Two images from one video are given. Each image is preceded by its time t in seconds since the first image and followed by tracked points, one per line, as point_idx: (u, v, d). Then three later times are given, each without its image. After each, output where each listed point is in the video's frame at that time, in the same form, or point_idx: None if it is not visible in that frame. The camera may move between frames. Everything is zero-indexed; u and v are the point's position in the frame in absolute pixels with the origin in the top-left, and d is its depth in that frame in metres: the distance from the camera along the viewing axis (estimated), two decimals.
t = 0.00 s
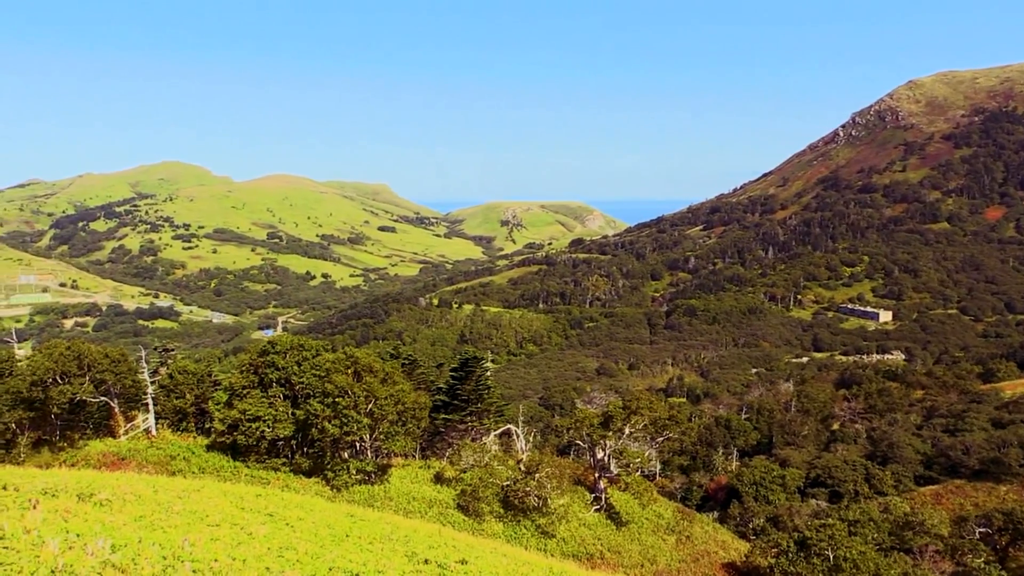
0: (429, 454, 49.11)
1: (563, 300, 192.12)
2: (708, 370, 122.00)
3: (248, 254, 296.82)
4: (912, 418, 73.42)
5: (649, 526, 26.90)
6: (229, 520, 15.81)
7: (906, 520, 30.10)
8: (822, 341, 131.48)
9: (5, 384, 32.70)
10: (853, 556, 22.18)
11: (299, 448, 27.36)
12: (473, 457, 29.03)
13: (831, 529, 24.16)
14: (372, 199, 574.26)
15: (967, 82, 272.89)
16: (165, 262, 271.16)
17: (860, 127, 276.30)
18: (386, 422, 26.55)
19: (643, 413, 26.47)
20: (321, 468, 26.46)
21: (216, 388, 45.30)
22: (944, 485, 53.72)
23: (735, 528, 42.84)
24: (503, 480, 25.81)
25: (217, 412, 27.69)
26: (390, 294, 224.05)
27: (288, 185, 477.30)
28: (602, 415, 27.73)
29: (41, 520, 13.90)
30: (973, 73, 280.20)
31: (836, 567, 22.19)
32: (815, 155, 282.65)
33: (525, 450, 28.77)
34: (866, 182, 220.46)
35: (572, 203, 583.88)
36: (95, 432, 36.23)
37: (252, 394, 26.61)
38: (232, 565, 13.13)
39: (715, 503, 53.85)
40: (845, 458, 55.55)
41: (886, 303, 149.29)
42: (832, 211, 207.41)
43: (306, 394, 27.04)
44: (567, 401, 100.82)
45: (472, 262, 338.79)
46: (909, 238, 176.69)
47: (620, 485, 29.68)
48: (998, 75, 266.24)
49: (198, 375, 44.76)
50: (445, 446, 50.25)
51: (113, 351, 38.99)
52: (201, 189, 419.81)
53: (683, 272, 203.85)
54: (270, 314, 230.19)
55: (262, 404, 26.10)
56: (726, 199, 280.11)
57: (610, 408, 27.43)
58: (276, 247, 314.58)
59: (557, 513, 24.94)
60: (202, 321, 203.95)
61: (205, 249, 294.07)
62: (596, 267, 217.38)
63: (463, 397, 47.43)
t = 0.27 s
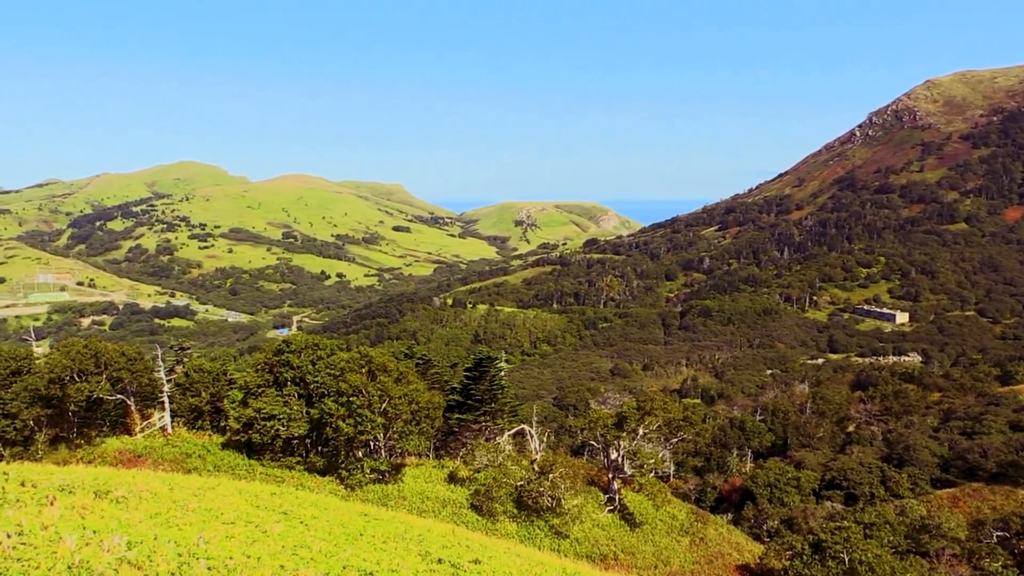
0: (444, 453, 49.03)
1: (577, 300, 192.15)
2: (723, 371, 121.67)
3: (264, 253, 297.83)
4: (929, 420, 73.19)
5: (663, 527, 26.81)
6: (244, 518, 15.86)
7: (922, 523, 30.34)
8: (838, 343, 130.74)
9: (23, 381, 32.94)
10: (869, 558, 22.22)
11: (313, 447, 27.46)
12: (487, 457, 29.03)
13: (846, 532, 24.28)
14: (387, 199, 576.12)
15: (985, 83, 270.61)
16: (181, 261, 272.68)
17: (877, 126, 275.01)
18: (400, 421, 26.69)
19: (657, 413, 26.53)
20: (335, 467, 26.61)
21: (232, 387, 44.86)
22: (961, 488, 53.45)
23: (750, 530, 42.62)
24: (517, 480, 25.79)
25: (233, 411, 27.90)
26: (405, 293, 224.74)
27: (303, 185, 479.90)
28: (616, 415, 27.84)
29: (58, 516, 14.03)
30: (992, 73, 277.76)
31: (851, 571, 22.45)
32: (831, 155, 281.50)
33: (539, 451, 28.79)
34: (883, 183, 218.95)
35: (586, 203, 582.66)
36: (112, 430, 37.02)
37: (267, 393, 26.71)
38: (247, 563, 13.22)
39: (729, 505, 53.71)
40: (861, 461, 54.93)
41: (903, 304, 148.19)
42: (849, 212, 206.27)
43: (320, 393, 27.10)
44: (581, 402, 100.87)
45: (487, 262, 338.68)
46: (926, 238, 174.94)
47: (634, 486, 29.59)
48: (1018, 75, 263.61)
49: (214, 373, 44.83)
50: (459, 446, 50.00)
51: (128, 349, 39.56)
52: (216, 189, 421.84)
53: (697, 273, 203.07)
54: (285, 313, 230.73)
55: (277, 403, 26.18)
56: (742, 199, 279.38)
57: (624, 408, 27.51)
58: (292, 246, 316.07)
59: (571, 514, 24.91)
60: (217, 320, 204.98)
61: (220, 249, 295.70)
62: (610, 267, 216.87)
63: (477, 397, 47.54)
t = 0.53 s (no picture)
0: (460, 452, 49.02)
1: (593, 300, 192.02)
2: (739, 372, 121.36)
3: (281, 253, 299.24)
4: (948, 422, 72.83)
5: (678, 528, 26.75)
6: (260, 517, 15.92)
7: (941, 527, 30.09)
8: (856, 344, 129.74)
9: (44, 379, 34.15)
10: (886, 563, 22.39)
11: (329, 446, 27.59)
12: (502, 458, 29.06)
13: (863, 535, 24.37)
14: (403, 199, 578.07)
15: (1007, 82, 269.60)
16: (199, 261, 274.35)
17: (896, 127, 273.22)
18: (416, 421, 26.83)
19: (673, 414, 26.52)
20: (351, 466, 26.75)
21: (248, 386, 45.29)
22: (981, 492, 52.95)
23: (766, 531, 42.40)
24: (532, 480, 25.87)
25: (250, 410, 28.11)
26: (421, 293, 225.40)
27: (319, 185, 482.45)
28: (631, 416, 27.82)
29: (77, 513, 14.20)
30: (1015, 72, 274.97)
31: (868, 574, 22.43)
32: (849, 155, 280.11)
33: (554, 451, 28.82)
34: (902, 183, 217.19)
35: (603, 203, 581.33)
36: (132, 429, 36.70)
37: (284, 392, 26.82)
38: (263, 561, 13.29)
39: (744, 506, 53.65)
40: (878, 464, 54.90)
41: (922, 305, 146.89)
42: (868, 212, 204.94)
43: (336, 392, 27.23)
44: (596, 402, 100.82)
45: (502, 262, 338.40)
46: (946, 239, 173.06)
47: (649, 487, 29.63)
48: None
49: (231, 372, 45.14)
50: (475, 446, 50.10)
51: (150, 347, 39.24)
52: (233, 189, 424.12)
53: (714, 273, 202.36)
54: (301, 313, 231.50)
55: (293, 402, 26.27)
56: (760, 200, 278.57)
57: (639, 409, 27.51)
58: (309, 246, 317.39)
59: (586, 514, 24.93)
60: (234, 319, 206.15)
61: (237, 248, 297.46)
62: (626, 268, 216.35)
63: (492, 397, 47.69)
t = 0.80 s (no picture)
0: (474, 453, 49.24)
1: (609, 301, 191.76)
2: (755, 373, 121.06)
3: (297, 253, 300.54)
4: (966, 425, 72.89)
5: (694, 529, 26.64)
6: (276, 514, 15.97)
7: (960, 530, 29.76)
8: (873, 345, 128.40)
9: (62, 377, 34.98)
10: (903, 564, 22.24)
11: (344, 445, 27.81)
12: (517, 457, 29.15)
13: (880, 537, 24.16)
14: (420, 199, 579.83)
15: None
16: (216, 260, 275.71)
17: (915, 126, 271.65)
18: (431, 420, 26.95)
19: (689, 415, 26.51)
20: (366, 465, 26.94)
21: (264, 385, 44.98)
22: (1000, 495, 52.33)
23: (782, 533, 41.54)
24: (548, 480, 25.88)
25: (266, 409, 28.37)
26: (436, 293, 226.01)
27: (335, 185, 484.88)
28: (646, 416, 27.77)
29: (95, 511, 14.34)
30: None
31: None
32: (867, 155, 279.01)
33: (570, 451, 28.74)
34: (921, 183, 215.65)
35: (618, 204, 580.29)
36: (148, 426, 37.06)
37: (300, 391, 27.05)
38: (278, 559, 13.34)
39: (760, 508, 53.40)
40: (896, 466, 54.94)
41: (940, 306, 145.64)
42: (886, 213, 203.56)
43: (352, 391, 27.38)
44: (612, 403, 100.70)
45: (518, 262, 338.20)
46: (965, 240, 171.55)
47: (665, 488, 29.55)
48: None
49: (248, 371, 45.01)
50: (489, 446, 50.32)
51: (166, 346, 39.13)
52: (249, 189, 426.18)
53: (730, 274, 201.73)
54: (317, 312, 232.38)
55: (309, 401, 26.45)
56: (776, 200, 277.97)
57: (654, 410, 27.44)
58: (325, 246, 318.56)
59: (601, 515, 24.91)
60: (251, 318, 207.26)
61: (254, 248, 299.12)
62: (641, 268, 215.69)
63: (507, 397, 47.64)
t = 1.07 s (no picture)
0: (492, 452, 49.66)
1: (627, 301, 191.29)
2: (774, 374, 120.75)
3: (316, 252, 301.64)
4: (989, 427, 73.61)
5: (712, 531, 26.52)
6: (294, 512, 16.06)
7: (982, 534, 29.45)
8: (894, 347, 127.39)
9: (84, 374, 34.92)
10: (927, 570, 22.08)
11: (362, 444, 28.06)
12: (534, 457, 29.27)
13: (901, 541, 23.94)
14: (438, 199, 581.30)
15: None
16: (236, 260, 276.90)
17: (937, 126, 269.18)
18: (448, 420, 27.07)
19: (707, 416, 26.50)
20: (384, 464, 27.13)
21: (283, 384, 45.75)
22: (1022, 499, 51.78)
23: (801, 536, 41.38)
24: (565, 481, 25.99)
25: (285, 408, 28.68)
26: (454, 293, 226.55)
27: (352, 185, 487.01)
28: (664, 417, 27.69)
29: (116, 507, 14.50)
30: None
31: None
32: (888, 155, 277.03)
33: (587, 451, 28.80)
34: (943, 183, 213.76)
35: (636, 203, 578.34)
36: (168, 424, 37.93)
37: (318, 390, 27.30)
38: (297, 557, 13.42)
39: (779, 511, 53.25)
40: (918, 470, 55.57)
41: (962, 308, 144.25)
42: (907, 213, 201.91)
43: (370, 390, 27.57)
44: (629, 403, 100.69)
45: (535, 262, 337.97)
46: (988, 241, 169.83)
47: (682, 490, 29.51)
48: None
49: (267, 370, 45.48)
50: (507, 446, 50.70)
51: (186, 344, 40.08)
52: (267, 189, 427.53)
53: (749, 274, 201.06)
54: (336, 311, 233.42)
55: (327, 400, 26.68)
56: (796, 200, 276.64)
57: (673, 411, 27.41)
58: (343, 245, 319.00)
59: (619, 516, 24.92)
60: (270, 318, 208.52)
61: (274, 247, 300.73)
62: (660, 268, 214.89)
63: (525, 397, 47.81)
